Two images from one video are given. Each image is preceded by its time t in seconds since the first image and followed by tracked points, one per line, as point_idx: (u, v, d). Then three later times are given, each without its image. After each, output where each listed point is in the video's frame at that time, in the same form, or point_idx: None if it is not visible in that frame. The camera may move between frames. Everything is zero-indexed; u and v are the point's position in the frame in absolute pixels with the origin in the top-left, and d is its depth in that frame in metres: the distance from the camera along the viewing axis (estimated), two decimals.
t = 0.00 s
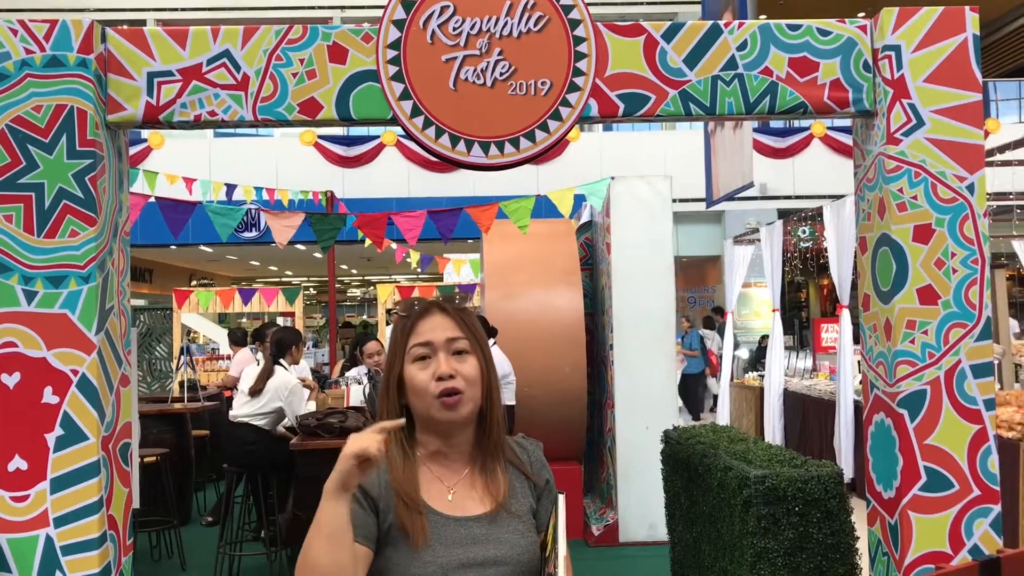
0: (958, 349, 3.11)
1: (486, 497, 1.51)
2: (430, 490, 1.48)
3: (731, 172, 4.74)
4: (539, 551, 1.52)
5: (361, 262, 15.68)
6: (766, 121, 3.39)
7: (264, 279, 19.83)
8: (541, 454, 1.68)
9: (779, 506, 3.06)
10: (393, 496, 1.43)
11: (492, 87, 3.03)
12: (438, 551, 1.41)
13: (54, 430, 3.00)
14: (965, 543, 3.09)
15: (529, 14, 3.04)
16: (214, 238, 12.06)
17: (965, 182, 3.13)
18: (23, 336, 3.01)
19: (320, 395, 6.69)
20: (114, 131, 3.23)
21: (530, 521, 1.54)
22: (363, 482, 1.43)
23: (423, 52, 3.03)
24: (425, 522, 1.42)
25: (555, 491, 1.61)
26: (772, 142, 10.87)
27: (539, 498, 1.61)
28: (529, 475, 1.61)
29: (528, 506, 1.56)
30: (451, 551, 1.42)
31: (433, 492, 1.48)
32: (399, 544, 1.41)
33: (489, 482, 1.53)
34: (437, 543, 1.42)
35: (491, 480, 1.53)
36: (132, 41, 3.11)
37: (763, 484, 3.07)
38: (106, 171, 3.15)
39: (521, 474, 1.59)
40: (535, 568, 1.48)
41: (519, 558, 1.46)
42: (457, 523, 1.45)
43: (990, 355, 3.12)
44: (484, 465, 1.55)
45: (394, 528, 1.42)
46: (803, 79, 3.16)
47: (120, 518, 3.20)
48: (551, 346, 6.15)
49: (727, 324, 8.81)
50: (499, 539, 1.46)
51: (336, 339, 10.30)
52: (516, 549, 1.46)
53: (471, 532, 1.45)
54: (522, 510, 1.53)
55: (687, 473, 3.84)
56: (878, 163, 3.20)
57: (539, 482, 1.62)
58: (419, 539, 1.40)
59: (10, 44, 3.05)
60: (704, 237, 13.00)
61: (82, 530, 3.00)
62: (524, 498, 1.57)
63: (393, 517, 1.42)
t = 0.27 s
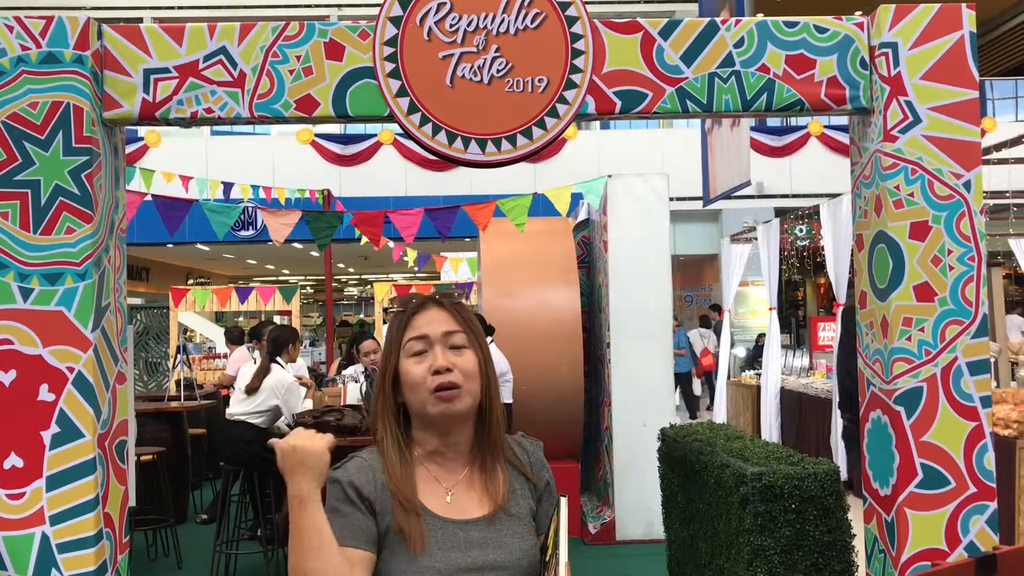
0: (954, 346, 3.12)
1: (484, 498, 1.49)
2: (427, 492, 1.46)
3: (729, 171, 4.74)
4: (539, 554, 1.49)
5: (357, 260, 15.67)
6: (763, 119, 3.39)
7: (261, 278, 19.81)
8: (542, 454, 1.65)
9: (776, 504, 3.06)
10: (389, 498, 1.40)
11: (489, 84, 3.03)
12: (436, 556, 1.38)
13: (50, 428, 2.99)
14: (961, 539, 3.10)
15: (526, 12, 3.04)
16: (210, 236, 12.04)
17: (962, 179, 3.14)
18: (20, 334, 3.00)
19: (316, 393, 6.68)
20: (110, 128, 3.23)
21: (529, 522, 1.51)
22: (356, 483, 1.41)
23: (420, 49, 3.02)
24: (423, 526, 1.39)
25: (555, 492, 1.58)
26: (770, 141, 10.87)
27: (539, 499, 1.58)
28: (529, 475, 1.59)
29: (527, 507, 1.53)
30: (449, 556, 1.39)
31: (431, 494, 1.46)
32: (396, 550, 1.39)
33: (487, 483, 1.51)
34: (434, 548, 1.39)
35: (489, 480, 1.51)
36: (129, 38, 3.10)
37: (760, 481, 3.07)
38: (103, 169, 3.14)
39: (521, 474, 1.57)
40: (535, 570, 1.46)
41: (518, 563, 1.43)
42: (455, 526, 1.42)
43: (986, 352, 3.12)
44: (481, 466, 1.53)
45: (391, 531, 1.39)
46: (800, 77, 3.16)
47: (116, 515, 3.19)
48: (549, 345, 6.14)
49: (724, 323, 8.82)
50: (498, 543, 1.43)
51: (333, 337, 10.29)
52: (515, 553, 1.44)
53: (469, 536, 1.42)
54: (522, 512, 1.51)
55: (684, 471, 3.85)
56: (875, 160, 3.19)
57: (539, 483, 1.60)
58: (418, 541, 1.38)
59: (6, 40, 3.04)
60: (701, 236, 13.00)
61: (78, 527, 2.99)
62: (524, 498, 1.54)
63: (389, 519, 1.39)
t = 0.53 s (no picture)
0: (953, 344, 3.13)
1: (480, 500, 1.47)
2: (420, 492, 1.44)
3: (727, 169, 4.74)
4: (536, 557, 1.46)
5: (356, 258, 15.68)
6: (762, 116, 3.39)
7: (260, 276, 19.81)
8: (542, 452, 1.64)
9: (774, 501, 3.07)
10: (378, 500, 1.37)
11: (489, 82, 3.03)
12: (427, 560, 1.35)
13: (49, 425, 2.99)
14: (960, 537, 3.11)
15: (525, 9, 3.04)
16: (209, 234, 12.03)
17: (961, 177, 3.14)
18: (19, 331, 3.00)
19: (315, 391, 6.68)
20: (109, 125, 3.22)
21: (526, 524, 1.48)
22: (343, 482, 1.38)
23: (419, 47, 3.02)
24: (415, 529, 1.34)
25: (555, 492, 1.56)
26: (769, 139, 10.86)
27: (537, 499, 1.56)
28: (528, 476, 1.57)
29: (524, 508, 1.51)
30: (441, 560, 1.36)
31: (423, 494, 1.44)
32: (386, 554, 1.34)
33: (483, 484, 1.49)
34: (427, 553, 1.35)
35: (485, 481, 1.49)
36: (127, 36, 3.10)
37: (758, 479, 3.08)
38: (102, 166, 3.14)
39: (519, 474, 1.55)
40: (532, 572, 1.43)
41: (513, 567, 1.40)
42: (448, 528, 1.39)
43: (985, 349, 3.13)
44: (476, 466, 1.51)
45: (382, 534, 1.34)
46: (799, 75, 3.17)
47: (116, 512, 3.20)
48: (547, 343, 6.14)
49: (722, 321, 8.83)
50: (492, 547, 1.40)
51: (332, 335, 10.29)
52: (510, 556, 1.41)
53: (462, 538, 1.39)
54: (519, 514, 1.49)
55: (682, 468, 3.85)
56: (874, 158, 3.20)
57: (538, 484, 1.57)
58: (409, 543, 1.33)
59: (5, 38, 3.04)
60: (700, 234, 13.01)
61: (77, 524, 2.99)
62: (521, 500, 1.51)
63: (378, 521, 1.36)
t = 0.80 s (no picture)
0: (954, 342, 3.12)
1: (465, 496, 1.43)
2: (401, 488, 1.39)
3: (728, 168, 4.74)
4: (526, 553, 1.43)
5: (356, 257, 15.68)
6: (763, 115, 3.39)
7: (260, 274, 19.83)
8: (529, 446, 1.60)
9: (775, 499, 3.07)
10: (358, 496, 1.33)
11: (489, 79, 3.03)
12: (411, 557, 1.31)
13: (50, 422, 3.00)
14: (960, 535, 3.10)
15: (526, 7, 3.04)
16: (209, 233, 12.04)
17: (962, 175, 3.14)
18: (20, 328, 3.01)
19: (315, 389, 6.69)
20: (110, 123, 3.22)
21: (515, 520, 1.45)
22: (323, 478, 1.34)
23: (420, 44, 3.02)
24: (397, 526, 1.33)
25: (543, 486, 1.52)
26: (769, 138, 10.86)
27: (526, 494, 1.52)
28: (514, 472, 1.53)
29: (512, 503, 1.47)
30: (427, 557, 1.32)
31: (405, 489, 1.39)
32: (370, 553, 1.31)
33: (467, 480, 1.44)
34: (410, 548, 1.32)
35: (469, 477, 1.45)
36: (128, 33, 3.10)
37: (759, 477, 3.08)
38: (103, 163, 3.14)
39: (505, 468, 1.52)
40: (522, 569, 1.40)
41: (504, 563, 1.37)
42: (434, 523, 1.36)
43: (985, 348, 3.12)
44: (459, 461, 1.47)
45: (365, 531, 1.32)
46: (800, 73, 3.17)
47: (117, 510, 3.20)
48: (548, 341, 6.15)
49: (723, 319, 8.84)
50: (482, 543, 1.37)
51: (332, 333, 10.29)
52: (499, 552, 1.37)
53: (449, 534, 1.36)
54: (507, 510, 1.45)
55: (683, 466, 3.86)
56: (875, 156, 3.20)
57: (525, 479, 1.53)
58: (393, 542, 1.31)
59: (6, 35, 3.04)
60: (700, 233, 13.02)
61: (78, 521, 3.00)
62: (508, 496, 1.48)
63: (359, 516, 1.32)
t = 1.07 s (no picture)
0: (955, 341, 3.12)
1: (460, 500, 1.42)
2: (396, 494, 1.39)
3: (730, 167, 4.74)
4: (524, 554, 1.42)
5: (358, 255, 15.69)
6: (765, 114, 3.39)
7: (262, 272, 19.84)
8: (524, 448, 1.60)
9: (776, 497, 3.07)
10: (352, 504, 1.33)
11: (492, 78, 3.03)
12: (407, 560, 1.31)
13: (53, 420, 3.00)
14: (962, 534, 3.10)
15: (529, 5, 3.04)
16: (211, 231, 12.05)
17: (964, 174, 3.13)
18: (23, 326, 3.01)
19: (317, 387, 6.70)
20: (112, 121, 3.23)
21: (512, 521, 1.45)
22: (318, 488, 1.33)
23: (423, 43, 3.02)
24: (390, 531, 1.32)
25: (540, 487, 1.52)
26: (771, 136, 10.85)
27: (523, 496, 1.52)
28: (509, 474, 1.53)
29: (508, 506, 1.47)
30: (423, 560, 1.31)
31: (400, 495, 1.39)
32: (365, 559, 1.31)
33: (461, 484, 1.44)
34: (404, 552, 1.31)
35: (464, 481, 1.44)
36: (131, 31, 3.10)
37: (760, 475, 3.08)
38: (105, 161, 3.15)
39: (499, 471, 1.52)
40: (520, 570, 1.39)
41: (502, 565, 1.37)
42: (431, 527, 1.35)
43: (987, 347, 3.12)
44: (452, 468, 1.46)
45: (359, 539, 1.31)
46: (802, 71, 3.17)
47: (119, 507, 3.21)
48: (549, 340, 6.15)
49: (724, 318, 8.83)
50: (479, 546, 1.36)
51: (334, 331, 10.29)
52: (497, 554, 1.37)
53: (446, 537, 1.35)
54: (504, 512, 1.45)
55: (684, 464, 3.86)
56: (877, 155, 3.21)
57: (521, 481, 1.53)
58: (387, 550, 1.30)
59: (9, 33, 3.05)
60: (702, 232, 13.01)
61: (80, 518, 3.00)
62: (504, 499, 1.47)
63: (355, 529, 1.31)
